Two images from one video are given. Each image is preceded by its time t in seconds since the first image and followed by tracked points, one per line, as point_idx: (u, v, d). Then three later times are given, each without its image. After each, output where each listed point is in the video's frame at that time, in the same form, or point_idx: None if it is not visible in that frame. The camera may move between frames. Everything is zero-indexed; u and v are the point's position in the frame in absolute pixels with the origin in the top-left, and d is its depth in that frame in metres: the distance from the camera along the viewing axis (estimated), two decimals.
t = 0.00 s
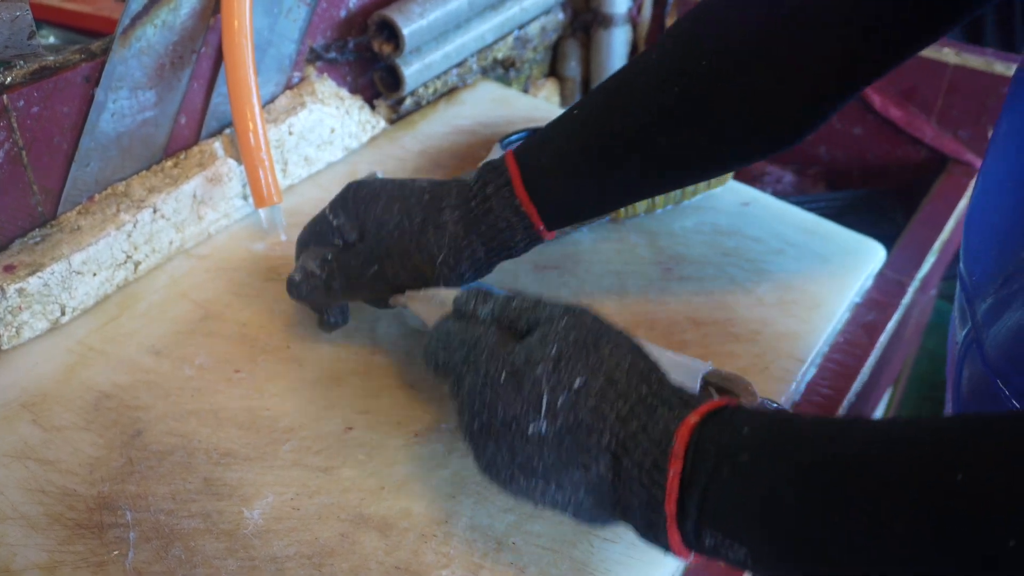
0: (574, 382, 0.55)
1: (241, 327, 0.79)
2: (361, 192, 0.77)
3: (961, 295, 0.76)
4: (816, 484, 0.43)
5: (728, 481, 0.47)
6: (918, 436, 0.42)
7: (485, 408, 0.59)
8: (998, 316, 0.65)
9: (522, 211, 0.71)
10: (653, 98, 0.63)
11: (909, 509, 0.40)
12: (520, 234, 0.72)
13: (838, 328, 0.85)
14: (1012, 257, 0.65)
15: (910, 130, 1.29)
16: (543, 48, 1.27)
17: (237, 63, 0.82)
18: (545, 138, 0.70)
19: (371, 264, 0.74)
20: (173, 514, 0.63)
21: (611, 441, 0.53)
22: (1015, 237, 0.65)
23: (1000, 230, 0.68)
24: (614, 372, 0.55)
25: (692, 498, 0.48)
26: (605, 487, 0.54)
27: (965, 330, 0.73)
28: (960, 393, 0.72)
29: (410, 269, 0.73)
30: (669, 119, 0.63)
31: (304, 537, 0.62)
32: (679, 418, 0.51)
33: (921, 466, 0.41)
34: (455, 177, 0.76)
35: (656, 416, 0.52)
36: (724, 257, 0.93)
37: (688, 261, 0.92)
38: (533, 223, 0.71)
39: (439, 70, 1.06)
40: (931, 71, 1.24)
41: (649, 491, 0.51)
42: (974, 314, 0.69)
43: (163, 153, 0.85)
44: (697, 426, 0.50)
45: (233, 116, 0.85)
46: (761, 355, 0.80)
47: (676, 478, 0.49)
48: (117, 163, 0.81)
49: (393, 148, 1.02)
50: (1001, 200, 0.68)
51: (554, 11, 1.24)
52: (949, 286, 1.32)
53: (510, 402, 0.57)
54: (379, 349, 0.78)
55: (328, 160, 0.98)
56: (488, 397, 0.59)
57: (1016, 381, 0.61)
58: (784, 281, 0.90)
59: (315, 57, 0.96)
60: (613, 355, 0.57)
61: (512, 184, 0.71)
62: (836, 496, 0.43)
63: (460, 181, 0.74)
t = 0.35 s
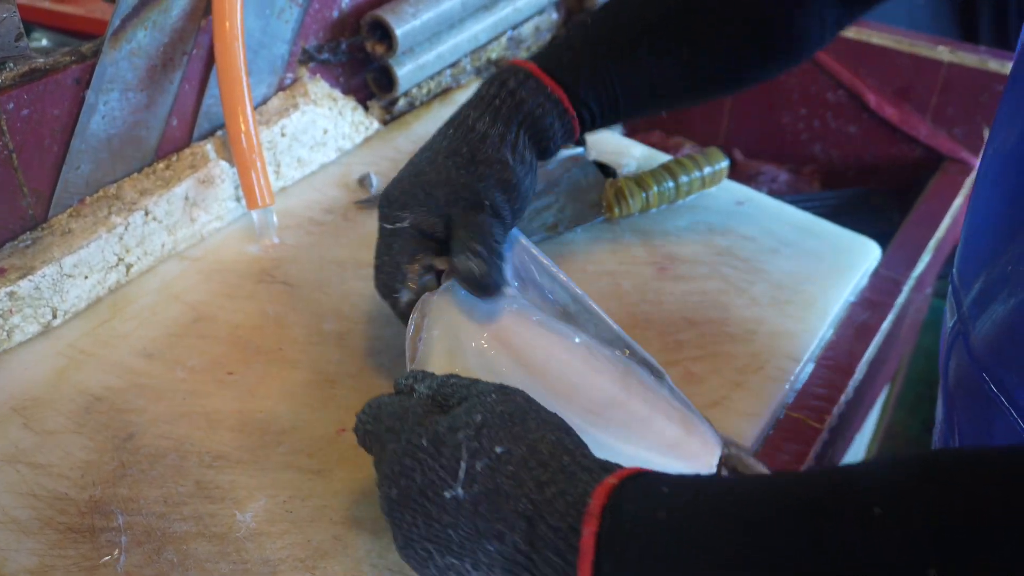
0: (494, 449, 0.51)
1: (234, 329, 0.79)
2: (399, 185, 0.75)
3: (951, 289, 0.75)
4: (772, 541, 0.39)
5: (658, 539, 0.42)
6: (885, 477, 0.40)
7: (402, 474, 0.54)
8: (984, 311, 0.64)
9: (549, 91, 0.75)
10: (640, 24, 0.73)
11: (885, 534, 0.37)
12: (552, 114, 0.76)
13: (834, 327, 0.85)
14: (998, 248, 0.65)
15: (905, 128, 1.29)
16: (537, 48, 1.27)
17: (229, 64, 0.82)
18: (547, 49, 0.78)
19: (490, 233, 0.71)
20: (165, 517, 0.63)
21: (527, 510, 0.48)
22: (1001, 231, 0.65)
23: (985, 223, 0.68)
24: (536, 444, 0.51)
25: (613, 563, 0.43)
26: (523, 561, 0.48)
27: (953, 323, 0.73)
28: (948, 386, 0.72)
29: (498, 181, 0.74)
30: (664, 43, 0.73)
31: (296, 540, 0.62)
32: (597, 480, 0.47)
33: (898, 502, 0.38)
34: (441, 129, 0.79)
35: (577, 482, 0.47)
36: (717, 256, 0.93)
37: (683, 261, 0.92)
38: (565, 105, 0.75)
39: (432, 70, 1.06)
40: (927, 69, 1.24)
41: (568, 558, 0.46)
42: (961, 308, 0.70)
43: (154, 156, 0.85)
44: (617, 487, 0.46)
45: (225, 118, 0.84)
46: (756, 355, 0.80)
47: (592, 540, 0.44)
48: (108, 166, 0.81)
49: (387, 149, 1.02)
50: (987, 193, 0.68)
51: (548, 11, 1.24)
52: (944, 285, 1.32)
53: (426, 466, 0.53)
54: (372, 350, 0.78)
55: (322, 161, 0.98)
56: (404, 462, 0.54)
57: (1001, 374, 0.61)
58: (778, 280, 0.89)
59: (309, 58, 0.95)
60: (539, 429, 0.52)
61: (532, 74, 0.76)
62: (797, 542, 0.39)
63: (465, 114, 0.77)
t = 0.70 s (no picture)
0: (479, 374, 0.53)
1: (227, 330, 0.78)
2: (381, 200, 0.74)
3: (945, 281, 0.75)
4: (755, 472, 0.39)
5: (638, 472, 0.42)
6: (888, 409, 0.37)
7: (390, 397, 0.57)
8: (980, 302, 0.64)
9: (545, 120, 0.72)
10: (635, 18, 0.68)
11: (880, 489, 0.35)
12: (554, 150, 0.74)
13: (829, 326, 0.85)
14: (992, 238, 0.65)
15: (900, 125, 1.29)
16: (531, 47, 1.27)
17: (221, 65, 0.81)
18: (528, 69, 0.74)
19: (455, 254, 0.73)
20: (158, 520, 0.63)
21: (507, 434, 0.50)
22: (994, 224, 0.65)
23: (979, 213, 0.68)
24: (521, 372, 0.52)
25: (595, 494, 0.44)
26: (500, 483, 0.50)
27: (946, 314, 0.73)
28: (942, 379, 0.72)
29: (489, 237, 0.74)
30: (663, 37, 0.68)
31: (290, 542, 0.62)
32: (578, 410, 0.48)
33: (893, 442, 0.35)
34: (426, 142, 0.76)
35: (559, 409, 0.49)
36: (712, 255, 0.93)
37: (678, 260, 0.92)
38: (569, 138, 0.74)
39: (426, 70, 1.05)
40: (922, 66, 1.24)
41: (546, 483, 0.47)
42: (954, 300, 0.70)
43: (147, 157, 0.85)
44: (599, 416, 0.46)
45: (218, 118, 0.84)
46: (752, 353, 0.80)
47: (570, 467, 0.45)
48: (100, 167, 0.81)
49: (381, 149, 1.01)
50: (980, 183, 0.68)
51: (542, 10, 1.23)
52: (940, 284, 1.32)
53: (414, 390, 0.56)
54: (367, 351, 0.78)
55: (315, 162, 0.98)
56: (393, 385, 0.57)
57: (996, 363, 0.61)
58: (773, 279, 0.89)
59: (302, 58, 0.95)
60: (527, 358, 0.54)
61: (535, 102, 0.72)
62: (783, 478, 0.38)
63: (459, 134, 0.74)
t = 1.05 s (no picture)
0: (509, 437, 0.52)
1: (220, 331, 0.78)
2: (355, 203, 0.78)
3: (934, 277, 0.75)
4: (777, 491, 0.39)
5: (662, 530, 0.43)
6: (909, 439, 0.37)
7: (417, 470, 0.54)
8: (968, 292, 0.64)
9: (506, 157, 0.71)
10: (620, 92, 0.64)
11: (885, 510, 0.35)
12: (517, 189, 0.72)
13: (823, 324, 0.85)
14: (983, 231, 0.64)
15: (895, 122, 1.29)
16: (526, 45, 1.26)
17: (212, 64, 0.81)
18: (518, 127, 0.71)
19: (387, 253, 0.73)
20: (150, 522, 0.62)
21: (546, 496, 0.50)
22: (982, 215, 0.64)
23: (970, 210, 0.66)
24: (549, 432, 0.52)
25: (631, 542, 0.44)
26: (544, 546, 0.50)
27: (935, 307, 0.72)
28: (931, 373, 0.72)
29: (425, 248, 0.72)
30: (641, 112, 0.65)
31: (282, 543, 0.61)
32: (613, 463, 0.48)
33: (900, 478, 0.36)
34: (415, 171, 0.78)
35: (594, 466, 0.49)
36: (707, 253, 0.92)
37: (672, 258, 0.92)
38: (529, 177, 0.71)
39: (419, 68, 1.05)
40: (917, 63, 1.24)
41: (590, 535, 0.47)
42: (942, 292, 0.69)
43: (139, 157, 0.85)
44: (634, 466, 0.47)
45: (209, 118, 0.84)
46: (746, 352, 0.80)
47: (610, 518, 0.46)
48: (91, 168, 0.80)
49: (374, 148, 1.01)
50: (971, 175, 0.66)
51: (537, 8, 1.23)
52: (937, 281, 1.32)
53: (444, 464, 0.53)
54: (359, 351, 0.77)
55: (308, 161, 0.97)
56: (421, 459, 0.54)
57: (984, 355, 0.61)
58: (768, 277, 0.89)
59: (294, 57, 0.95)
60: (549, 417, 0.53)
61: (500, 142, 0.71)
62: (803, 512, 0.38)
63: (437, 167, 0.76)
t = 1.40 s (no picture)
0: (390, 310, 0.49)
1: (212, 330, 0.78)
2: (387, 184, 0.75)
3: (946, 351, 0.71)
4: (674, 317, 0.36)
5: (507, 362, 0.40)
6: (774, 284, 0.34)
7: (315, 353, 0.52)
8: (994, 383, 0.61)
9: (552, 143, 0.72)
10: (636, 90, 0.67)
11: (775, 383, 0.32)
12: (557, 175, 0.73)
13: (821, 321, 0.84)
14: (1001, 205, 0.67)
15: (891, 120, 1.30)
16: (521, 43, 1.26)
17: (204, 62, 0.80)
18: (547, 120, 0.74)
19: (424, 240, 0.70)
20: (141, 523, 0.62)
21: (393, 356, 0.46)
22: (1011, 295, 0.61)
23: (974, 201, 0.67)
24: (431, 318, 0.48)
25: (465, 389, 0.41)
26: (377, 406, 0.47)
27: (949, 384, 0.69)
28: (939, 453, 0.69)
29: (465, 236, 0.71)
30: (656, 107, 0.67)
31: (274, 544, 0.61)
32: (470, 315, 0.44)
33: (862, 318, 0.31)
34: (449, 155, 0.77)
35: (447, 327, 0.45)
36: (702, 251, 0.92)
37: (668, 256, 0.91)
38: (571, 162, 0.72)
39: (414, 66, 1.05)
40: (913, 61, 1.25)
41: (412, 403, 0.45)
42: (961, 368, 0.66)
43: (131, 156, 0.84)
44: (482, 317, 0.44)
45: (201, 117, 0.83)
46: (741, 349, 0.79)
47: (434, 365, 0.42)
48: (82, 167, 0.80)
49: (368, 147, 1.01)
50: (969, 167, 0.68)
51: (532, 5, 1.22)
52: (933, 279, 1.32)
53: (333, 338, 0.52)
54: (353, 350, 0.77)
55: (302, 160, 0.97)
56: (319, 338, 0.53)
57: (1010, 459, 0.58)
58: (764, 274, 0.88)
59: (287, 56, 0.95)
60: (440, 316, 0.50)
61: (545, 126, 0.73)
62: (684, 364, 0.34)
63: (476, 150, 0.76)
